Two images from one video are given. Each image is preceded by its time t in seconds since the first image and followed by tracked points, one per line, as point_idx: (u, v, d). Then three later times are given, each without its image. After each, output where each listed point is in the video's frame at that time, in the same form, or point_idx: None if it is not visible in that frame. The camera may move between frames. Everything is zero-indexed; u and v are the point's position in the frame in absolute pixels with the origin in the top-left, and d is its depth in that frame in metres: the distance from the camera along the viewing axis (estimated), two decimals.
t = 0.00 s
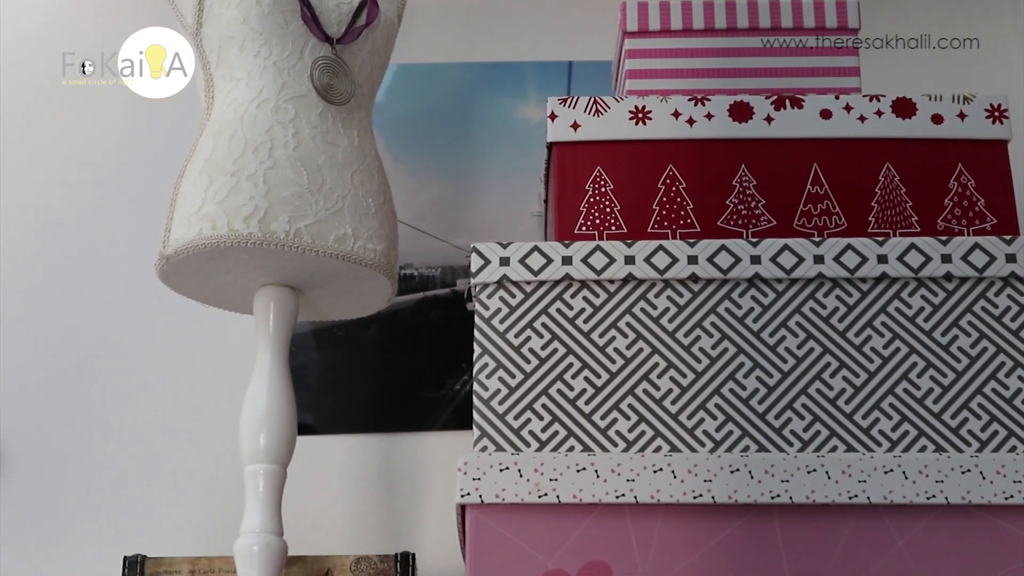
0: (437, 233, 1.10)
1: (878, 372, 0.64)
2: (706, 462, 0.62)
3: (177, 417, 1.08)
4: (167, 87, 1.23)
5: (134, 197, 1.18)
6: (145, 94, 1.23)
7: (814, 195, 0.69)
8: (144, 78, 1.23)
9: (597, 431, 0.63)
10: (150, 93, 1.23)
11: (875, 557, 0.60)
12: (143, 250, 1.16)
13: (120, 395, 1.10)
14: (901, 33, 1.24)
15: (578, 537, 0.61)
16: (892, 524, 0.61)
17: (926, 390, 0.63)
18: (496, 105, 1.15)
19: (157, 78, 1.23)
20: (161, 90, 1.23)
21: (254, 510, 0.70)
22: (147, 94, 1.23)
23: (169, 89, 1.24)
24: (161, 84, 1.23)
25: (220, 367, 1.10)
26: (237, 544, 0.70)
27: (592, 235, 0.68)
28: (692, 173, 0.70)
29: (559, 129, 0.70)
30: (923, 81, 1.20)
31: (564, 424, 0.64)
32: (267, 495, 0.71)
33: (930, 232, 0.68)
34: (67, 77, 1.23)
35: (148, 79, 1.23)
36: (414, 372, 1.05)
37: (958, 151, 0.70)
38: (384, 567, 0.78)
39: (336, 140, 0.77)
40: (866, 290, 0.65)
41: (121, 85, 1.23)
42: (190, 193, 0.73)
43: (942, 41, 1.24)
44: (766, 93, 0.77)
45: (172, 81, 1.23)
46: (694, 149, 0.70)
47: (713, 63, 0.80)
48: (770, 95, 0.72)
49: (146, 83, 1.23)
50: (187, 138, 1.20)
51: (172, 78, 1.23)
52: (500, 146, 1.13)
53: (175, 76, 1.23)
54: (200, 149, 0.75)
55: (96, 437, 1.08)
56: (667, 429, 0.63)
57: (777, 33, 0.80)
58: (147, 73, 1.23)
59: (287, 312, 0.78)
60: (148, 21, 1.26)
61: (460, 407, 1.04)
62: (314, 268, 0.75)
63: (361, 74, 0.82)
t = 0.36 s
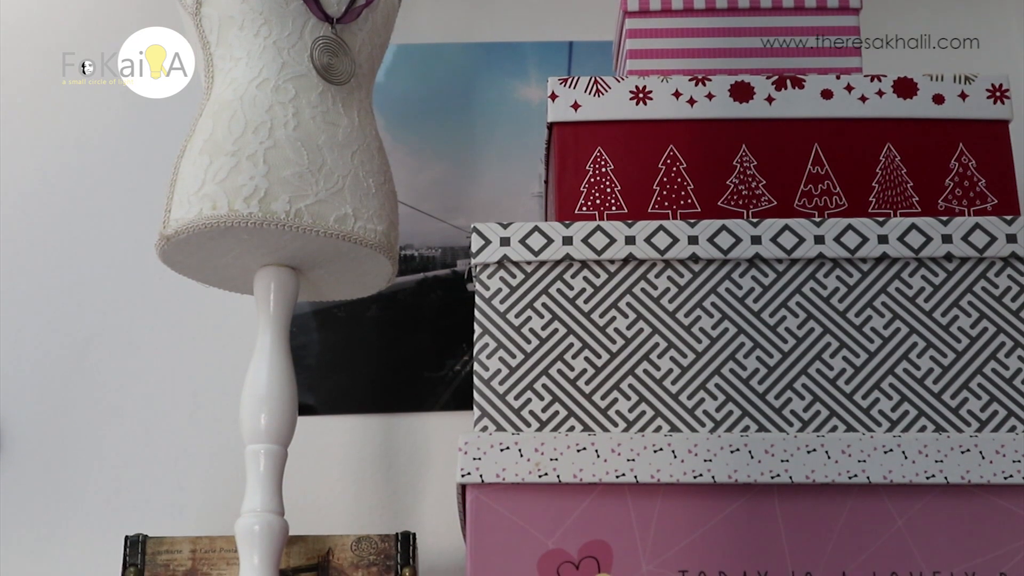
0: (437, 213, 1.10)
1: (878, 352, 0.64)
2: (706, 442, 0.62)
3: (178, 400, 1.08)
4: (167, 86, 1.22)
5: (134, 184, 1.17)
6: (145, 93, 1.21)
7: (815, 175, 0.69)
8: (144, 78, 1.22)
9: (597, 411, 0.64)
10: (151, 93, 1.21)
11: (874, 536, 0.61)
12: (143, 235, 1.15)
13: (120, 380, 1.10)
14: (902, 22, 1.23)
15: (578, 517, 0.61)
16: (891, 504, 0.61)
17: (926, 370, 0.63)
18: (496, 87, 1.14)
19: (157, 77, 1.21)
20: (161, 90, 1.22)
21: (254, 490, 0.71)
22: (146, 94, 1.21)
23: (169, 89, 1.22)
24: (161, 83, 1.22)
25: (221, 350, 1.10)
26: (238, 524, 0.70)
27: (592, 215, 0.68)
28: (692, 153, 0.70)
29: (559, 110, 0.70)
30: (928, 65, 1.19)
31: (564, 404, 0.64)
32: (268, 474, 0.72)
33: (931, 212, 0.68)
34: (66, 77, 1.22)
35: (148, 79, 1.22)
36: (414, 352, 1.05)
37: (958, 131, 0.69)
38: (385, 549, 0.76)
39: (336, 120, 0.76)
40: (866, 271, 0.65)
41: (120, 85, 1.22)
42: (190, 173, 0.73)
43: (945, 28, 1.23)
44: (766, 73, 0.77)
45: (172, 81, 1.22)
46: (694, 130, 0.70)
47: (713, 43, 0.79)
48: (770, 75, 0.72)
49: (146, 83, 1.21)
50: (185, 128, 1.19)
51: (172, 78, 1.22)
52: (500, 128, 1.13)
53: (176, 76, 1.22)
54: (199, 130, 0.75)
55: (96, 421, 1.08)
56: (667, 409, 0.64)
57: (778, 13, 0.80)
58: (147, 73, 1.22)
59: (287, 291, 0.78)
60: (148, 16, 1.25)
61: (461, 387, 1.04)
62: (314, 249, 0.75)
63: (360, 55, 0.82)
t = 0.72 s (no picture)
0: (436, 197, 1.09)
1: (878, 334, 0.64)
2: (706, 424, 0.62)
3: (178, 385, 1.08)
4: (167, 87, 1.20)
5: (134, 175, 1.17)
6: (145, 94, 1.20)
7: (815, 158, 0.69)
8: (144, 79, 1.20)
9: (596, 394, 0.64)
10: (152, 94, 1.20)
11: (872, 519, 0.61)
12: (142, 223, 1.15)
13: (121, 366, 1.10)
14: (903, 6, 1.22)
15: (577, 499, 0.62)
16: (889, 486, 0.61)
17: (925, 353, 0.63)
18: (496, 71, 1.14)
19: (157, 78, 1.20)
20: (161, 91, 1.20)
21: (254, 472, 0.71)
22: (147, 94, 1.20)
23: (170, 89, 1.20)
24: (161, 84, 1.20)
25: (221, 335, 1.10)
26: (238, 506, 0.70)
27: (592, 198, 0.68)
28: (692, 136, 0.69)
29: (559, 92, 0.70)
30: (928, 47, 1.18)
31: (564, 386, 0.64)
32: (268, 457, 0.72)
33: (930, 194, 0.68)
34: (66, 77, 1.21)
35: (148, 79, 1.20)
36: (414, 336, 1.05)
37: (958, 114, 0.69)
38: (382, 532, 0.74)
39: (335, 103, 0.76)
40: (866, 254, 0.65)
41: (121, 85, 1.20)
42: (189, 156, 0.73)
43: (946, 12, 1.22)
44: (766, 55, 0.77)
45: (172, 81, 1.20)
46: (694, 112, 0.70)
47: (714, 25, 0.79)
48: (770, 58, 0.72)
49: (146, 83, 1.20)
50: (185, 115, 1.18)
51: (172, 78, 1.20)
52: (500, 113, 1.12)
53: (176, 76, 1.20)
54: (198, 113, 0.75)
55: (97, 408, 1.08)
56: (666, 392, 0.64)
57: None
58: (146, 73, 1.20)
59: (287, 274, 0.77)
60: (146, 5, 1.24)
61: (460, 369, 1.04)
62: (314, 232, 0.74)
63: (360, 37, 0.81)
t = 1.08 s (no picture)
0: (436, 180, 1.09)
1: (878, 317, 0.64)
2: (705, 407, 0.62)
3: (177, 370, 1.08)
4: (168, 87, 1.19)
5: (132, 164, 1.16)
6: (145, 94, 1.19)
7: (815, 141, 0.69)
8: (143, 79, 1.19)
9: (596, 377, 0.64)
10: (153, 94, 1.19)
11: (870, 501, 0.61)
12: (141, 211, 1.15)
13: (120, 352, 1.09)
14: None
15: (577, 482, 0.62)
16: (887, 469, 0.62)
17: (925, 336, 0.63)
18: (495, 54, 1.13)
19: (159, 78, 1.19)
20: (161, 91, 1.19)
21: (254, 455, 0.71)
22: (147, 95, 1.19)
23: (170, 89, 1.20)
24: (161, 84, 1.19)
25: (220, 320, 1.10)
26: (238, 489, 0.70)
27: (592, 180, 0.68)
28: (692, 118, 0.69)
29: (558, 75, 0.69)
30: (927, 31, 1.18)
31: (563, 369, 0.64)
32: (267, 439, 0.72)
33: (930, 177, 0.68)
34: (66, 77, 1.20)
35: (148, 79, 1.19)
36: (413, 320, 1.05)
37: (959, 96, 0.69)
38: (383, 514, 0.74)
39: (334, 86, 0.76)
40: (866, 237, 0.65)
41: (121, 86, 1.19)
42: (188, 139, 0.73)
43: None
44: (766, 38, 0.76)
45: (172, 81, 1.19)
46: (694, 94, 0.69)
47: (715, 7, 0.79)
48: (770, 40, 0.71)
49: (146, 83, 1.19)
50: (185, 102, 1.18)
51: (172, 78, 1.19)
52: (499, 97, 1.12)
53: (176, 76, 1.19)
54: (197, 95, 0.75)
55: (97, 395, 1.08)
56: (665, 374, 0.64)
57: None
58: (146, 74, 1.19)
59: (287, 257, 0.77)
60: None
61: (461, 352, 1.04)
62: (313, 215, 0.74)
63: (358, 19, 0.81)
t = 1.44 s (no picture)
0: (435, 164, 1.09)
1: (876, 301, 0.64)
2: (703, 391, 0.62)
3: (175, 355, 1.08)
4: (168, 87, 1.18)
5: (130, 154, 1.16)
6: (145, 94, 1.17)
7: (814, 124, 0.68)
8: (144, 79, 1.18)
9: (594, 361, 0.64)
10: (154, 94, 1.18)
11: (868, 485, 0.61)
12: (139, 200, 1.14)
13: (119, 336, 1.09)
14: None
15: (575, 466, 0.62)
16: (884, 452, 0.62)
17: (923, 320, 0.63)
18: (494, 38, 1.12)
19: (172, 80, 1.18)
20: (161, 91, 1.18)
21: (252, 439, 0.71)
22: (147, 95, 1.18)
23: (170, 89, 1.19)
24: (161, 84, 1.18)
25: (218, 306, 1.09)
26: (237, 473, 0.70)
27: (590, 164, 0.67)
28: (691, 102, 0.69)
29: (557, 59, 0.69)
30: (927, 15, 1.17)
31: (561, 353, 0.64)
32: (266, 423, 0.72)
33: (929, 161, 0.67)
34: (66, 78, 1.19)
35: (148, 79, 1.18)
36: (412, 305, 1.05)
37: (958, 79, 0.69)
38: (381, 498, 0.74)
39: (332, 69, 0.75)
40: (864, 221, 0.65)
41: (121, 86, 1.18)
42: (185, 122, 0.72)
43: None
44: (766, 20, 0.76)
45: (172, 81, 1.18)
46: (692, 78, 0.69)
47: None
48: (769, 22, 0.71)
49: (146, 83, 1.18)
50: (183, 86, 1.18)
51: (172, 78, 1.18)
52: (498, 81, 1.11)
53: (175, 76, 1.18)
54: (194, 78, 0.74)
55: (95, 383, 1.07)
56: (664, 358, 0.64)
57: None
58: (147, 73, 1.18)
59: (285, 241, 0.77)
60: None
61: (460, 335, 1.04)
62: (310, 198, 0.74)
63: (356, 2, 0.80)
